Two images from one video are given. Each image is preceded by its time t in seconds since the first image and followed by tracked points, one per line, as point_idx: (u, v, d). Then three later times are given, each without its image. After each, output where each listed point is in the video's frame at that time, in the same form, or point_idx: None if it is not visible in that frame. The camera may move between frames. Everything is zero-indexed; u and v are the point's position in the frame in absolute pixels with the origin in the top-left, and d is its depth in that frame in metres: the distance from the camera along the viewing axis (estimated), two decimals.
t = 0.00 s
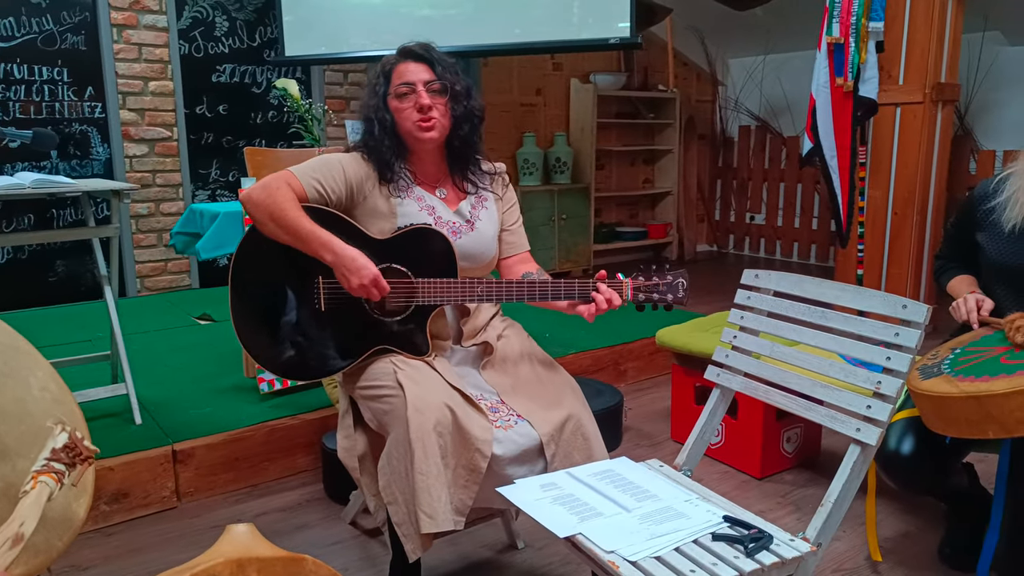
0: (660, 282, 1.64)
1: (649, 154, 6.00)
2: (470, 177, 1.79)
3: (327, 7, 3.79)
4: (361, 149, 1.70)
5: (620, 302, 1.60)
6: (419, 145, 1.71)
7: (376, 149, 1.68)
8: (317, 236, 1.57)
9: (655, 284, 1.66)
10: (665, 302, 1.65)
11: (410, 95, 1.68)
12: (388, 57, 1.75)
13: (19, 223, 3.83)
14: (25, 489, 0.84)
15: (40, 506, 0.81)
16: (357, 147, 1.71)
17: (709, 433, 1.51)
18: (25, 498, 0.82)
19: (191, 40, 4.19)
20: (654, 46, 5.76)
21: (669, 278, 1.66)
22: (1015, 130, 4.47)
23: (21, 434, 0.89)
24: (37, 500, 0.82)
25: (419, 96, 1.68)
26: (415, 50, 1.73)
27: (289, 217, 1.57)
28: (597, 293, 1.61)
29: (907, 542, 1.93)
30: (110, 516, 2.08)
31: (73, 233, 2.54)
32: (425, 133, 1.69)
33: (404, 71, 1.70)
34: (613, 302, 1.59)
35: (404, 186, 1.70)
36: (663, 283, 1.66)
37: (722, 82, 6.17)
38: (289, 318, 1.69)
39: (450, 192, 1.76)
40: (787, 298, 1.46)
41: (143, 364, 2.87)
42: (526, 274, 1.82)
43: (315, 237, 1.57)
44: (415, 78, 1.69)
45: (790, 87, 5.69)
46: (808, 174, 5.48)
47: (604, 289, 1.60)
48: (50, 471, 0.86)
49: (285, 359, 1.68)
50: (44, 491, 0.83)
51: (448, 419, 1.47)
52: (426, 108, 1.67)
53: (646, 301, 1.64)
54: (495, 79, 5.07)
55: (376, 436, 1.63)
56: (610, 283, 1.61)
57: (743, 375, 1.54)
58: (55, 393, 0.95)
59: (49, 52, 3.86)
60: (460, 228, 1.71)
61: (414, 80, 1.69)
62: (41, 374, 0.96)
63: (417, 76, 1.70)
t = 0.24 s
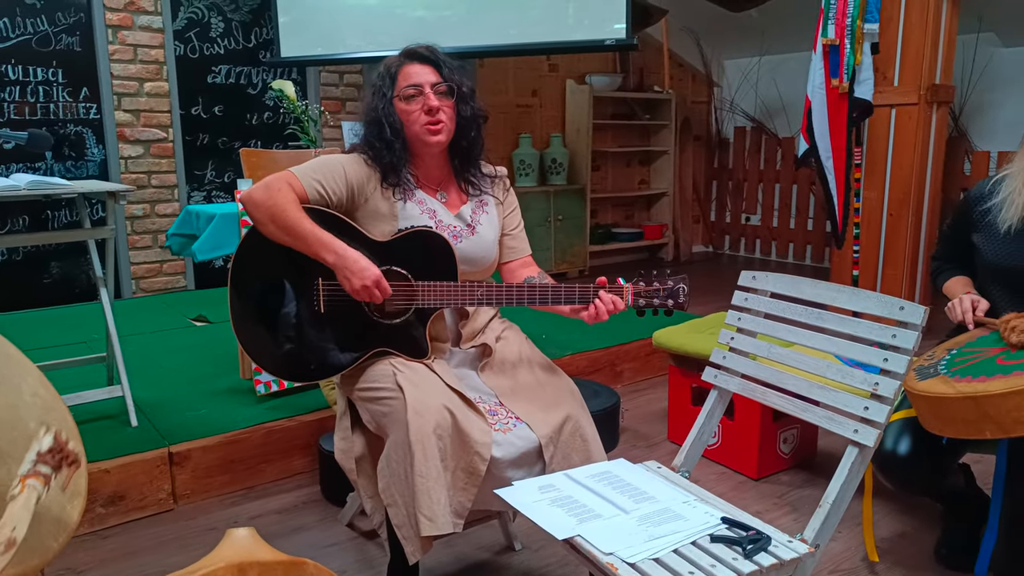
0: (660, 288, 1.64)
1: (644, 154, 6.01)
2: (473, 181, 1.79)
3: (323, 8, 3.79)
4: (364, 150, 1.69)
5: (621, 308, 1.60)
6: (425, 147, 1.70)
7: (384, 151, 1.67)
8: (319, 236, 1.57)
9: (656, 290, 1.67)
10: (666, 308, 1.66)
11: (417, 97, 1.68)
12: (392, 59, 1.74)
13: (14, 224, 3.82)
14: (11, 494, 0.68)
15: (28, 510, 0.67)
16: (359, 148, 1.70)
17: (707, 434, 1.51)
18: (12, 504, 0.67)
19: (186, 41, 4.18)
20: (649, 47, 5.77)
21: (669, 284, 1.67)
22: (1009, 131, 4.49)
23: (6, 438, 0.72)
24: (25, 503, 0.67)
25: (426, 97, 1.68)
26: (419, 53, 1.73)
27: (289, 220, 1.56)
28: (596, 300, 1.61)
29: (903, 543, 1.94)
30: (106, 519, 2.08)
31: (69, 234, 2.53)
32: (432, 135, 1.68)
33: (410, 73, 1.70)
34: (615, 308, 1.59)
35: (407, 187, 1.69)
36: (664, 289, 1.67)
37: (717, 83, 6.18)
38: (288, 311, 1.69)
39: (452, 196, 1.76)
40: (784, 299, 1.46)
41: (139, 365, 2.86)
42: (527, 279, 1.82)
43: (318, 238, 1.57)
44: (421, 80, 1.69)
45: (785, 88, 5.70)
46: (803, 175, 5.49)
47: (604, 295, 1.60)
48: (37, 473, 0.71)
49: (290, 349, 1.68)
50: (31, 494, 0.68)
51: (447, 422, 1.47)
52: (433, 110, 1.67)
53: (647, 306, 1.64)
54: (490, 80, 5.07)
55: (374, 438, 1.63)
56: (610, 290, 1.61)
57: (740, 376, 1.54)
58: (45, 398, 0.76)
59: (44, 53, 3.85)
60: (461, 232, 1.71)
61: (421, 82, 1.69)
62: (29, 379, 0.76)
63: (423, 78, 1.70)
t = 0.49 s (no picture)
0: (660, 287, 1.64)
1: (642, 155, 6.01)
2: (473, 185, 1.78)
3: (321, 8, 3.78)
4: (366, 151, 1.68)
5: (621, 309, 1.60)
6: (425, 150, 1.70)
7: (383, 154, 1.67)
8: (311, 251, 1.54)
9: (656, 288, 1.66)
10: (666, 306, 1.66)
11: (418, 100, 1.67)
12: (397, 61, 1.73)
13: (10, 226, 3.80)
14: (8, 501, 0.82)
15: (26, 519, 0.80)
16: (360, 150, 1.70)
17: (707, 436, 1.51)
18: (10, 511, 0.81)
19: (183, 42, 4.17)
20: (647, 48, 5.77)
21: (669, 282, 1.66)
22: (1006, 131, 4.50)
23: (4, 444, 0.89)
24: (23, 513, 0.81)
25: (428, 101, 1.67)
26: (422, 55, 1.72)
27: (286, 225, 1.55)
28: (593, 297, 1.61)
29: (903, 544, 1.94)
30: (103, 522, 2.07)
31: (65, 236, 2.52)
32: (432, 138, 1.68)
33: (411, 77, 1.69)
34: (615, 308, 1.59)
35: (407, 190, 1.69)
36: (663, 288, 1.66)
37: (714, 84, 6.18)
38: (278, 318, 1.68)
39: (452, 199, 1.76)
40: (784, 301, 1.46)
41: (136, 367, 2.85)
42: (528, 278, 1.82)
43: (309, 252, 1.55)
44: (423, 83, 1.68)
45: (782, 89, 5.71)
46: (800, 176, 5.50)
47: (602, 295, 1.60)
48: (32, 483, 0.85)
49: (281, 359, 1.68)
50: (28, 504, 0.82)
51: (448, 424, 1.47)
52: (434, 113, 1.67)
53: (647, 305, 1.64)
54: (487, 81, 5.06)
55: (374, 440, 1.62)
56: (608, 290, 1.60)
57: (740, 378, 1.53)
58: (42, 405, 0.96)
59: (41, 54, 3.84)
60: (461, 234, 1.71)
61: (422, 85, 1.68)
62: (27, 387, 0.96)
63: (425, 81, 1.69)
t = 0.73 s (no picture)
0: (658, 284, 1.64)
1: (639, 155, 6.00)
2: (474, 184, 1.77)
3: (319, 8, 3.78)
4: (367, 150, 1.68)
5: (619, 307, 1.61)
6: (425, 149, 1.69)
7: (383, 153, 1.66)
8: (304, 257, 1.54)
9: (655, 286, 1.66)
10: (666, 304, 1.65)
11: (417, 100, 1.67)
12: (397, 58, 1.72)
13: (5, 226, 3.79)
14: (3, 504, 0.82)
15: (20, 521, 0.81)
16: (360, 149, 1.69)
17: (707, 436, 1.50)
18: (5, 514, 0.81)
19: (180, 42, 4.16)
20: (644, 48, 5.77)
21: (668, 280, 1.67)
22: (1002, 131, 4.51)
23: None
24: (17, 515, 0.81)
25: (428, 100, 1.67)
26: (422, 54, 1.71)
27: (281, 228, 1.54)
28: (590, 295, 1.61)
29: (902, 544, 1.94)
30: (100, 524, 2.06)
31: (61, 237, 2.50)
32: (433, 137, 1.67)
33: (412, 75, 1.68)
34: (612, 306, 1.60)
35: (407, 189, 1.68)
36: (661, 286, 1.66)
37: (711, 84, 6.19)
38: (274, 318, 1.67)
39: (452, 199, 1.75)
40: (784, 301, 1.46)
41: (132, 368, 2.84)
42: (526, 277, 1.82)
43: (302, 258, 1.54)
44: (423, 82, 1.68)
45: (779, 89, 5.72)
46: (797, 176, 5.50)
47: (601, 293, 1.60)
48: (27, 485, 0.85)
49: (278, 360, 1.67)
50: (22, 506, 0.82)
51: (447, 426, 1.46)
52: (434, 112, 1.66)
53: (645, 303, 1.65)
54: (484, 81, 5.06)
55: (372, 441, 1.62)
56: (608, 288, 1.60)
57: (740, 378, 1.53)
58: (40, 408, 0.94)
59: (36, 54, 3.83)
60: (459, 234, 1.71)
61: (423, 84, 1.67)
62: (25, 390, 0.95)
63: (425, 80, 1.68)
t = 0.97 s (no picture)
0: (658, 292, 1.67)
1: (635, 155, 6.00)
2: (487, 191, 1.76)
3: (315, 8, 3.77)
4: (377, 154, 1.64)
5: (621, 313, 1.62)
6: (436, 159, 1.67)
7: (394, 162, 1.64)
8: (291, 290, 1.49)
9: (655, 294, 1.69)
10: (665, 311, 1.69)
11: (431, 110, 1.64)
12: (411, 58, 1.68)
13: None
14: None
15: (15, 514, 0.79)
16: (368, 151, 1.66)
17: (705, 436, 1.50)
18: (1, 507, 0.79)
19: (174, 42, 4.14)
20: (640, 48, 5.78)
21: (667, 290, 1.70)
22: (998, 131, 4.52)
23: None
24: (12, 508, 0.79)
25: (443, 111, 1.64)
26: (435, 60, 1.67)
27: (282, 237, 1.49)
28: (592, 301, 1.62)
29: (899, 543, 1.94)
30: (95, 526, 2.05)
31: (56, 237, 2.49)
32: (446, 149, 1.65)
33: (426, 83, 1.64)
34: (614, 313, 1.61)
35: (417, 197, 1.65)
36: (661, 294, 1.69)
37: (707, 84, 6.19)
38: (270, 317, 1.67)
39: (456, 202, 1.73)
40: (782, 300, 1.46)
41: (127, 369, 2.83)
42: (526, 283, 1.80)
43: (290, 290, 1.49)
44: (437, 90, 1.64)
45: (775, 90, 5.73)
46: (793, 176, 5.51)
47: (603, 299, 1.62)
48: (23, 477, 0.83)
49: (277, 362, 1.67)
50: (18, 499, 0.80)
51: (447, 433, 1.45)
52: (449, 123, 1.64)
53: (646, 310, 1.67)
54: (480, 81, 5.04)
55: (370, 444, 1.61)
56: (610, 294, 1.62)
57: (738, 378, 1.53)
58: (36, 406, 0.95)
59: (30, 54, 3.81)
60: (467, 240, 1.69)
61: (439, 94, 1.64)
62: (21, 389, 0.95)
63: (439, 88, 1.65)
